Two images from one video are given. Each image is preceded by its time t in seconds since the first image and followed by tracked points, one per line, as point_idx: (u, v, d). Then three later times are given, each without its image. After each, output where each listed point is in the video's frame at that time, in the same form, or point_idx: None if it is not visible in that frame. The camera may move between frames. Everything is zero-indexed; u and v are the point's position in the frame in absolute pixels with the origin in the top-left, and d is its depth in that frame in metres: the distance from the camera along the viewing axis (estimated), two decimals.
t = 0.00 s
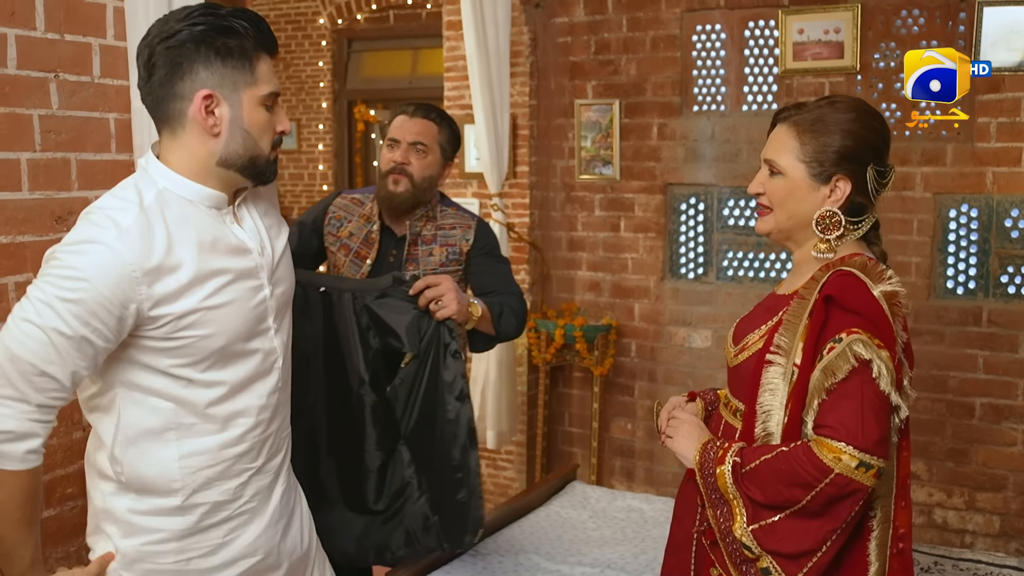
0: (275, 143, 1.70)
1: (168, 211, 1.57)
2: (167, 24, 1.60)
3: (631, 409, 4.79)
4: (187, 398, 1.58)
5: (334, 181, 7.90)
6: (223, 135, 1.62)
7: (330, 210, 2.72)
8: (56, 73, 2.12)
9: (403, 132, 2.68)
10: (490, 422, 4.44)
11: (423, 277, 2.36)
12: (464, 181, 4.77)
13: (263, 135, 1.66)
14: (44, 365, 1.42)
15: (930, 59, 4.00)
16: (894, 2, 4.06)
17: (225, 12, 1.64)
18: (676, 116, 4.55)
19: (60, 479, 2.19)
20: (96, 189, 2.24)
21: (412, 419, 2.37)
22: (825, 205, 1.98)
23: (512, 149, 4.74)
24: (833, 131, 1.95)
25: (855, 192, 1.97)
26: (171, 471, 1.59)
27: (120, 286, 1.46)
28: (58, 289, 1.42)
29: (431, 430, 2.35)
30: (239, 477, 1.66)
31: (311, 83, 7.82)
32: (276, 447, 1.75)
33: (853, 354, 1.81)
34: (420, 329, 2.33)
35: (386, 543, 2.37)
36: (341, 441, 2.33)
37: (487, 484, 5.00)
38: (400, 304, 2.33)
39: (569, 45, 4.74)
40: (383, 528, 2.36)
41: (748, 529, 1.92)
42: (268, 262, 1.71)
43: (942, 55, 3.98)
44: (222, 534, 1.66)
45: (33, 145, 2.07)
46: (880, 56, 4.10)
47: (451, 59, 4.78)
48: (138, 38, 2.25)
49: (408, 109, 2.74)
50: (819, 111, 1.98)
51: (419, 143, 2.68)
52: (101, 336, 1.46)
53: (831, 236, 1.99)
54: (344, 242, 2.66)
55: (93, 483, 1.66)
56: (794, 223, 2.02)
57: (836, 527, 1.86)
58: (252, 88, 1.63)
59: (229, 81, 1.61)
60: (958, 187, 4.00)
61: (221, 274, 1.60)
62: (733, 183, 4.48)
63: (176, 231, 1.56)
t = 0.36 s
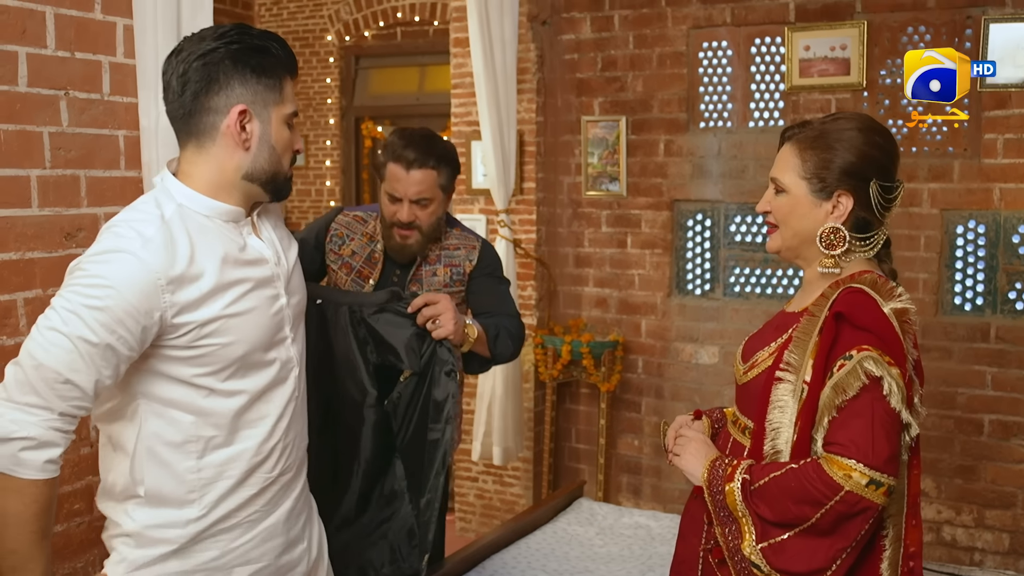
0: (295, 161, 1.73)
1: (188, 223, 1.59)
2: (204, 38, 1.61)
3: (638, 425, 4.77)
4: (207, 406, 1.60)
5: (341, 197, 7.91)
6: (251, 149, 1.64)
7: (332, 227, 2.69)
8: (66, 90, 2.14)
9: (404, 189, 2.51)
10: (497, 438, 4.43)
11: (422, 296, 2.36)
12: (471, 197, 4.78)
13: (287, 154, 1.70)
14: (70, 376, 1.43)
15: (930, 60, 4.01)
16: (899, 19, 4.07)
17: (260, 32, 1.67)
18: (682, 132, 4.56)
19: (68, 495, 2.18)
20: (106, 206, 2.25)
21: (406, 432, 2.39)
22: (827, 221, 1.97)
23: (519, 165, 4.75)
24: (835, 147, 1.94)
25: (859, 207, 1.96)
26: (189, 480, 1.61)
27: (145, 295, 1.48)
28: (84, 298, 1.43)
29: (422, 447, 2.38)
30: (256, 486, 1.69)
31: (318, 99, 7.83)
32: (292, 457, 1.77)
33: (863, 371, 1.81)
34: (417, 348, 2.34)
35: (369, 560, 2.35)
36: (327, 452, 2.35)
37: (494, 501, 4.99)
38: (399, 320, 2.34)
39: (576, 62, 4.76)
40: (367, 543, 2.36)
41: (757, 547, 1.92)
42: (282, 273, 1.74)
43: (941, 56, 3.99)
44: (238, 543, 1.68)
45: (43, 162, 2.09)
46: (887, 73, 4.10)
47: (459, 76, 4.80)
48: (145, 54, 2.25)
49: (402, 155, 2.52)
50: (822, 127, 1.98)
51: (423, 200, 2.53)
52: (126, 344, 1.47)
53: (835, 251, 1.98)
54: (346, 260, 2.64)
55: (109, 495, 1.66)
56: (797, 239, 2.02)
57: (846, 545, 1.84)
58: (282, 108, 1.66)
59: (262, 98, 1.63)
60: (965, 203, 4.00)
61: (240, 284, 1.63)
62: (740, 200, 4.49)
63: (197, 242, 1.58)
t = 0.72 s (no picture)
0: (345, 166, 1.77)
1: (250, 213, 1.66)
2: (268, 48, 1.69)
3: (646, 433, 4.77)
4: (264, 389, 1.64)
5: (349, 204, 7.91)
6: (305, 147, 1.69)
7: (345, 235, 2.68)
8: (76, 98, 2.14)
9: (417, 214, 2.53)
10: (504, 445, 4.43)
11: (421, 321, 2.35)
12: (478, 205, 4.79)
13: (340, 159, 1.75)
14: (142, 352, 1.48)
15: (930, 59, 4.01)
16: (907, 26, 4.06)
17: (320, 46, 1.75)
18: (690, 140, 4.56)
19: (76, 502, 2.19)
20: (115, 214, 2.25)
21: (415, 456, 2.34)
22: (827, 226, 1.96)
23: (527, 173, 4.74)
24: (833, 151, 1.94)
25: (857, 209, 1.94)
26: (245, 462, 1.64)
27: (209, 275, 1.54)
28: (154, 277, 1.50)
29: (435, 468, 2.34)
30: (308, 473, 1.71)
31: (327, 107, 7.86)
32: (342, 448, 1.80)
33: (856, 378, 1.80)
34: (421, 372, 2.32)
35: None
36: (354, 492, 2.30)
37: (502, 508, 4.99)
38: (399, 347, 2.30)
39: (584, 70, 4.77)
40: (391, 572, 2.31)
41: (752, 551, 1.92)
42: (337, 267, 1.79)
43: (942, 55, 3.99)
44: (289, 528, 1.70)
45: (52, 169, 2.09)
46: (895, 80, 4.11)
47: (466, 83, 4.82)
48: (155, 64, 2.28)
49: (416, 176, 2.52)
50: (819, 133, 1.98)
51: (436, 225, 2.55)
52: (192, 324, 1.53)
53: (836, 256, 1.96)
54: (357, 270, 2.63)
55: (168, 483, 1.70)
56: (800, 247, 2.02)
57: (839, 552, 1.83)
58: (336, 112, 1.72)
59: (318, 101, 1.69)
60: (973, 211, 3.99)
61: (297, 273, 1.67)
62: (748, 207, 4.49)
63: (258, 230, 1.64)
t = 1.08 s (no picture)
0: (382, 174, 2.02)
1: (292, 212, 1.90)
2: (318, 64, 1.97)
3: (650, 438, 4.76)
4: (297, 364, 1.86)
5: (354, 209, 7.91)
6: (345, 153, 1.95)
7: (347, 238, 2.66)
8: (81, 103, 2.15)
9: (417, 211, 2.55)
10: (509, 450, 4.43)
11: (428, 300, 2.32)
12: (483, 209, 4.80)
13: (377, 166, 2.00)
14: (194, 322, 1.70)
15: (930, 59, 4.01)
16: (912, 30, 4.06)
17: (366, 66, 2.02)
18: (695, 144, 4.56)
19: (81, 506, 2.19)
20: (120, 218, 2.25)
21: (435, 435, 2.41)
22: (824, 231, 1.96)
23: (531, 177, 4.74)
24: (827, 157, 1.93)
25: (853, 214, 1.93)
26: (278, 429, 1.86)
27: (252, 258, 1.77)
28: (205, 257, 1.72)
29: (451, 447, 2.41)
30: (332, 446, 1.92)
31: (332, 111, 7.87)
32: (367, 428, 2.01)
33: (840, 387, 1.80)
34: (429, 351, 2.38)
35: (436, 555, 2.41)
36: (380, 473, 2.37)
37: (506, 512, 4.98)
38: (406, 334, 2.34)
39: (588, 74, 4.78)
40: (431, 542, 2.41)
41: (743, 555, 1.93)
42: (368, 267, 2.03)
43: (942, 55, 3.99)
44: (314, 495, 1.90)
45: (58, 174, 2.10)
46: (899, 84, 4.10)
47: (471, 88, 4.82)
48: (162, 69, 2.29)
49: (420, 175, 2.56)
50: (812, 139, 1.99)
51: (436, 222, 2.56)
52: (237, 299, 1.75)
53: (833, 261, 1.96)
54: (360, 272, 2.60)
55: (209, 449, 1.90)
56: (799, 253, 2.01)
57: (826, 559, 1.84)
58: (374, 123, 1.98)
59: (358, 113, 1.95)
60: (979, 215, 3.98)
61: (329, 267, 1.90)
62: (753, 212, 4.48)
63: (298, 224, 1.89)
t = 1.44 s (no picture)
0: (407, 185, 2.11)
1: (316, 210, 2.03)
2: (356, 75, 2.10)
3: (653, 441, 4.76)
4: (307, 353, 1.97)
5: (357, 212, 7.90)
6: (369, 161, 2.06)
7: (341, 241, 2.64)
8: (84, 107, 2.15)
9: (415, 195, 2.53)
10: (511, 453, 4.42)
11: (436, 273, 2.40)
12: (486, 212, 4.80)
13: (402, 176, 2.10)
14: (206, 294, 1.81)
15: (930, 59, 4.02)
16: (914, 34, 4.06)
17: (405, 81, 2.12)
18: (697, 148, 4.57)
19: (83, 509, 2.19)
20: (122, 221, 2.25)
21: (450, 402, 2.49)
22: (824, 236, 1.96)
23: (533, 181, 4.74)
24: (829, 163, 1.93)
25: (854, 219, 1.94)
26: (285, 411, 1.97)
27: (269, 244, 1.89)
28: (223, 236, 1.85)
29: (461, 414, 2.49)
30: (331, 436, 2.01)
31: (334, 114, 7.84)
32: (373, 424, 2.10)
33: (836, 393, 1.80)
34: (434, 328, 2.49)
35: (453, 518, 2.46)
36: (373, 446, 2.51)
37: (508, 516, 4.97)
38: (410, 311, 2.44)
39: (590, 78, 4.78)
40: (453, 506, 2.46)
41: (739, 558, 1.93)
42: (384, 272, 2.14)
43: (942, 55, 4.00)
44: (316, 480, 2.00)
45: (61, 177, 2.10)
46: (901, 88, 4.10)
47: (473, 91, 4.83)
48: (166, 72, 2.29)
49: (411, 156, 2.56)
50: (815, 143, 1.98)
51: (436, 202, 2.56)
52: (250, 280, 1.87)
53: (833, 265, 1.97)
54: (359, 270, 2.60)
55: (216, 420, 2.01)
56: (799, 257, 2.02)
57: (822, 563, 1.84)
58: (401, 135, 2.07)
59: (385, 124, 2.05)
60: (981, 218, 3.98)
61: (343, 266, 2.02)
62: (755, 215, 4.49)
63: (319, 219, 2.02)
